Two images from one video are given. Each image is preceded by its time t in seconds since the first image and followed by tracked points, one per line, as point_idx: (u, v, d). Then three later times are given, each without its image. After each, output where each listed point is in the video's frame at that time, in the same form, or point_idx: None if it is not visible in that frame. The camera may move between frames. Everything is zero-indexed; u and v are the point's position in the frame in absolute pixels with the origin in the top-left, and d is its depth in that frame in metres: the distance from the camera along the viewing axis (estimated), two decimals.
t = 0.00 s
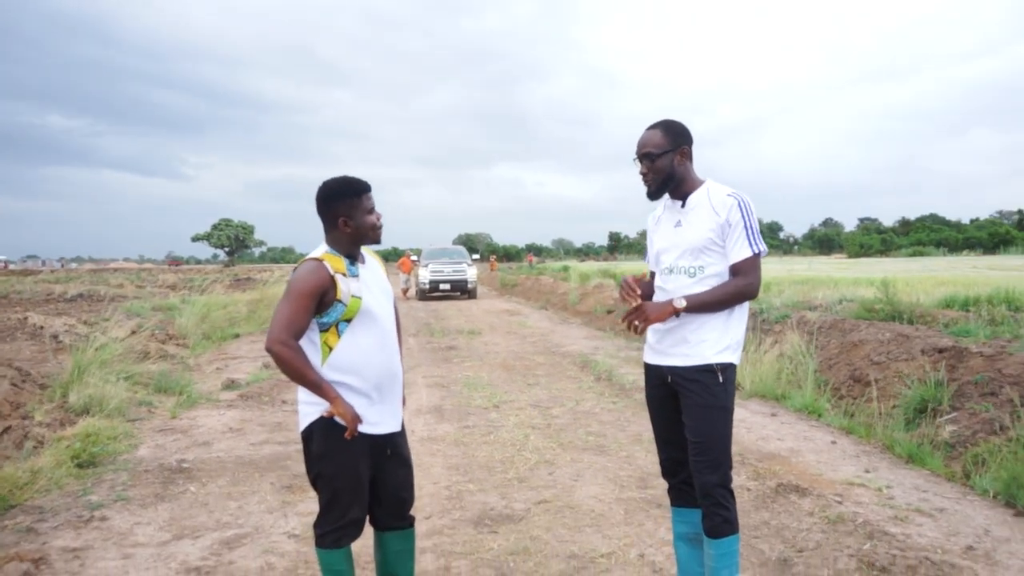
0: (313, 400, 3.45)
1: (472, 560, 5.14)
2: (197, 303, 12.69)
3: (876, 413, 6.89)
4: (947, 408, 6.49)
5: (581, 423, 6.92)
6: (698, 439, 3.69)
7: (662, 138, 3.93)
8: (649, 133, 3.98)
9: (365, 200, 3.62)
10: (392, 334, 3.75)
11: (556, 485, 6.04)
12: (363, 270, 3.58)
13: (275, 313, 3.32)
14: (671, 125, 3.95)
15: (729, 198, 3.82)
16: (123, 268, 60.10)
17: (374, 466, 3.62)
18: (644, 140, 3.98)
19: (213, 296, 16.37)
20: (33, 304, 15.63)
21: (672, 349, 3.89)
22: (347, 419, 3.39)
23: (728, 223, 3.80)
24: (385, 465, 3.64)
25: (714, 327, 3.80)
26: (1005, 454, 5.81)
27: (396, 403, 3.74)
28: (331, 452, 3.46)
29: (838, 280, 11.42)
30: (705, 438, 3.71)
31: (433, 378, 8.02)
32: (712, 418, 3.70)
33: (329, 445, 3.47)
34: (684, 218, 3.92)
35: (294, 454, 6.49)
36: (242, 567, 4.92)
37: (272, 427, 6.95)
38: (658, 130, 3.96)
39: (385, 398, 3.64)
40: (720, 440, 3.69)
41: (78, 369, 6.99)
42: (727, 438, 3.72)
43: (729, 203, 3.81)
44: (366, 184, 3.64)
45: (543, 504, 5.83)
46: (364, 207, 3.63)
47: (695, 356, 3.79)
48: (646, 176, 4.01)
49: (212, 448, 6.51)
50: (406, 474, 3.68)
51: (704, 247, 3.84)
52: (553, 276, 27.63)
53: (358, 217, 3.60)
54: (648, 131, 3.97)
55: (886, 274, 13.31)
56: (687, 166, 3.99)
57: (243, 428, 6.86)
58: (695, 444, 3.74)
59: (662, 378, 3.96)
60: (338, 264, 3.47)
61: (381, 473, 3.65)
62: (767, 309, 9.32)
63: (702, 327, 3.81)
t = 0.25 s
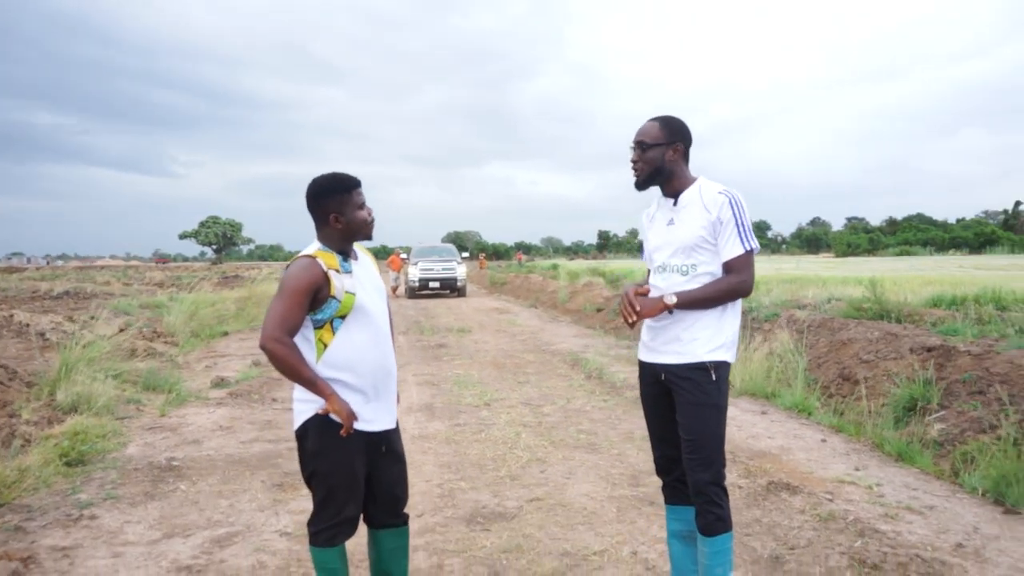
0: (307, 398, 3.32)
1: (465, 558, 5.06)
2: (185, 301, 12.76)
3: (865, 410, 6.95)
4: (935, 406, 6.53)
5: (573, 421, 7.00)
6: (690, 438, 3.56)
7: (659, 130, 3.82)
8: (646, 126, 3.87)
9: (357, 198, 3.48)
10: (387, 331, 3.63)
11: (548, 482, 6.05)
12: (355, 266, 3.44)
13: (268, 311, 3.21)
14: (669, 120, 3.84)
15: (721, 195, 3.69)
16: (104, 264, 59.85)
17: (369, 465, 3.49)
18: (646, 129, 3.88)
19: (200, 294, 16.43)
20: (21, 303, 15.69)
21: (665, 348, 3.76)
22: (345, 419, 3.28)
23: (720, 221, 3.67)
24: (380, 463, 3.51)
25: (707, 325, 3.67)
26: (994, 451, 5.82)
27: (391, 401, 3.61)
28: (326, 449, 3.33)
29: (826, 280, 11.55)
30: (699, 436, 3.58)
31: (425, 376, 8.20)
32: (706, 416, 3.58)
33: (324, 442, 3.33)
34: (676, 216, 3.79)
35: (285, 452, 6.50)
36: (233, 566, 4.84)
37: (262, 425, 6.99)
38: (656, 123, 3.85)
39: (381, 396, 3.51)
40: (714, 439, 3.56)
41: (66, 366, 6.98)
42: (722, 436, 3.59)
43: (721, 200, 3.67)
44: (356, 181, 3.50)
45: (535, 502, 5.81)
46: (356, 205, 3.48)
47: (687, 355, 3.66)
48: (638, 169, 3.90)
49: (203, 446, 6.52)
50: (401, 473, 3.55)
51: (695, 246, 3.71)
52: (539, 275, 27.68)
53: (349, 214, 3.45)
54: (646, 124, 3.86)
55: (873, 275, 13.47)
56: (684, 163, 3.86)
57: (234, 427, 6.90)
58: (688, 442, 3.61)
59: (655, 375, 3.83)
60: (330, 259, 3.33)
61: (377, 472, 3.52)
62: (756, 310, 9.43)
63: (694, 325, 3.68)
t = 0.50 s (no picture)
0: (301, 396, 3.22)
1: (460, 555, 5.02)
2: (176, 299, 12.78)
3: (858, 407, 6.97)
4: (927, 403, 6.55)
5: (567, 418, 7.03)
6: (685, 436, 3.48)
7: (653, 130, 3.69)
8: (637, 127, 3.74)
9: (353, 194, 3.37)
10: (382, 328, 3.53)
11: (543, 480, 6.04)
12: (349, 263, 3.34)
13: (262, 307, 3.11)
14: (660, 116, 3.73)
15: (717, 192, 3.61)
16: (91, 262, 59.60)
17: (364, 462, 3.41)
18: (637, 130, 3.75)
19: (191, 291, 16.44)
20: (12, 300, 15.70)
21: (659, 344, 3.68)
22: (342, 418, 3.17)
23: (715, 218, 3.59)
24: (375, 461, 3.43)
25: (701, 320, 3.59)
26: (986, 448, 5.82)
27: (386, 399, 3.51)
28: (322, 447, 3.24)
29: (817, 278, 11.61)
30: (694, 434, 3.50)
31: (418, 373, 8.23)
32: (701, 413, 3.50)
33: (320, 441, 3.24)
34: (673, 212, 3.72)
35: (279, 449, 6.49)
36: (227, 564, 4.80)
37: (256, 422, 6.98)
38: (647, 123, 3.72)
39: (376, 394, 3.41)
40: (709, 437, 3.49)
41: (57, 364, 6.96)
42: (718, 434, 3.52)
43: (717, 197, 3.60)
44: (353, 177, 3.40)
45: (529, 500, 5.79)
46: (352, 202, 3.38)
47: (682, 351, 3.58)
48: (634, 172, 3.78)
49: (196, 444, 6.50)
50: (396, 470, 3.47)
51: (691, 242, 3.64)
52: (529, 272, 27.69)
53: (345, 211, 3.34)
54: (637, 126, 3.73)
55: (864, 272, 13.55)
56: (681, 158, 3.75)
57: (226, 425, 6.89)
58: (683, 440, 3.53)
59: (650, 371, 3.75)
60: (324, 256, 3.23)
61: (372, 469, 3.44)
62: (749, 308, 9.48)
63: (688, 320, 3.60)
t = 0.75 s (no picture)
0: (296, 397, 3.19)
1: (457, 557, 4.99)
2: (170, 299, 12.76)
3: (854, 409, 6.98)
4: (923, 405, 6.56)
5: (563, 420, 7.02)
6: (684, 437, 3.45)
7: (652, 132, 3.67)
8: (637, 129, 3.71)
9: (355, 198, 3.35)
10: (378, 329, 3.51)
11: (540, 481, 6.03)
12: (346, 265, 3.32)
13: (257, 308, 3.08)
14: (659, 118, 3.70)
15: (716, 193, 3.60)
16: (83, 262, 59.45)
17: (360, 463, 3.38)
18: (635, 132, 3.73)
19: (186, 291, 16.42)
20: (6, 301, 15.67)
21: (658, 346, 3.66)
22: (337, 419, 3.15)
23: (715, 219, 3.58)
24: (371, 462, 3.40)
25: (701, 321, 3.57)
26: (982, 450, 5.82)
27: (382, 400, 3.49)
28: (317, 449, 3.21)
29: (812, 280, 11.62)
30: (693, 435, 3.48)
31: (414, 375, 8.21)
32: (701, 414, 3.47)
33: (318, 442, 3.21)
34: (671, 214, 3.70)
35: (274, 451, 6.47)
36: (223, 566, 4.78)
37: (251, 424, 6.96)
38: (647, 124, 3.69)
39: (372, 395, 3.39)
40: (709, 438, 3.46)
41: (51, 365, 6.93)
42: (718, 435, 3.49)
43: (716, 198, 3.58)
44: (357, 180, 3.38)
45: (526, 501, 5.77)
46: (354, 206, 3.35)
47: (681, 352, 3.56)
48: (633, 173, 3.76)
49: (191, 445, 6.48)
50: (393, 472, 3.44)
51: (690, 244, 3.62)
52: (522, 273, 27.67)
53: (346, 214, 3.31)
54: (637, 127, 3.70)
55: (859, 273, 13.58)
56: (680, 160, 3.74)
57: (222, 426, 6.86)
58: (682, 441, 3.51)
59: (648, 372, 3.72)
60: (321, 257, 3.21)
61: (368, 470, 3.41)
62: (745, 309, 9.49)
63: (688, 321, 3.58)
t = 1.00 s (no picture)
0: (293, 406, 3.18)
1: (457, 567, 4.97)
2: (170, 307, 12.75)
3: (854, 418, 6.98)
4: (923, 414, 6.55)
5: (563, 429, 7.00)
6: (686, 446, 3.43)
7: (655, 141, 3.66)
8: (639, 137, 3.70)
9: (366, 217, 3.33)
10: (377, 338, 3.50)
11: (541, 490, 6.02)
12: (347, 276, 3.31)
13: (256, 316, 3.06)
14: (662, 128, 3.69)
15: (718, 203, 3.59)
16: (81, 270, 59.39)
17: (359, 472, 3.36)
18: (636, 141, 3.71)
19: (186, 299, 16.42)
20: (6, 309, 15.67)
21: (659, 353, 3.65)
22: (333, 429, 3.14)
23: (716, 229, 3.57)
24: (369, 470, 3.39)
25: (702, 330, 3.56)
26: (983, 459, 5.82)
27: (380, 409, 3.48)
28: (316, 456, 3.19)
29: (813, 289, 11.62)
30: (695, 444, 3.46)
31: (413, 384, 8.19)
32: (702, 423, 3.46)
33: (314, 450, 3.20)
34: (673, 224, 3.69)
35: (274, 460, 6.45)
36: None
37: (250, 432, 6.94)
38: (649, 133, 3.68)
39: (370, 405, 3.38)
40: (710, 448, 3.45)
41: (50, 374, 6.92)
42: (719, 444, 3.48)
43: (718, 208, 3.58)
44: (369, 198, 3.37)
45: (527, 510, 5.76)
46: (363, 224, 3.34)
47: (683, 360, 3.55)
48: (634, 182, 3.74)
49: (190, 454, 6.46)
50: (391, 480, 3.43)
51: (691, 254, 3.61)
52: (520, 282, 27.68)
53: (354, 232, 3.30)
54: (639, 136, 3.69)
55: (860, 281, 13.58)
56: (681, 169, 3.73)
57: (221, 435, 6.84)
58: (684, 450, 3.49)
59: (650, 381, 3.71)
60: (321, 268, 3.19)
61: (366, 479, 3.40)
62: (744, 318, 9.49)
63: (690, 329, 3.57)
